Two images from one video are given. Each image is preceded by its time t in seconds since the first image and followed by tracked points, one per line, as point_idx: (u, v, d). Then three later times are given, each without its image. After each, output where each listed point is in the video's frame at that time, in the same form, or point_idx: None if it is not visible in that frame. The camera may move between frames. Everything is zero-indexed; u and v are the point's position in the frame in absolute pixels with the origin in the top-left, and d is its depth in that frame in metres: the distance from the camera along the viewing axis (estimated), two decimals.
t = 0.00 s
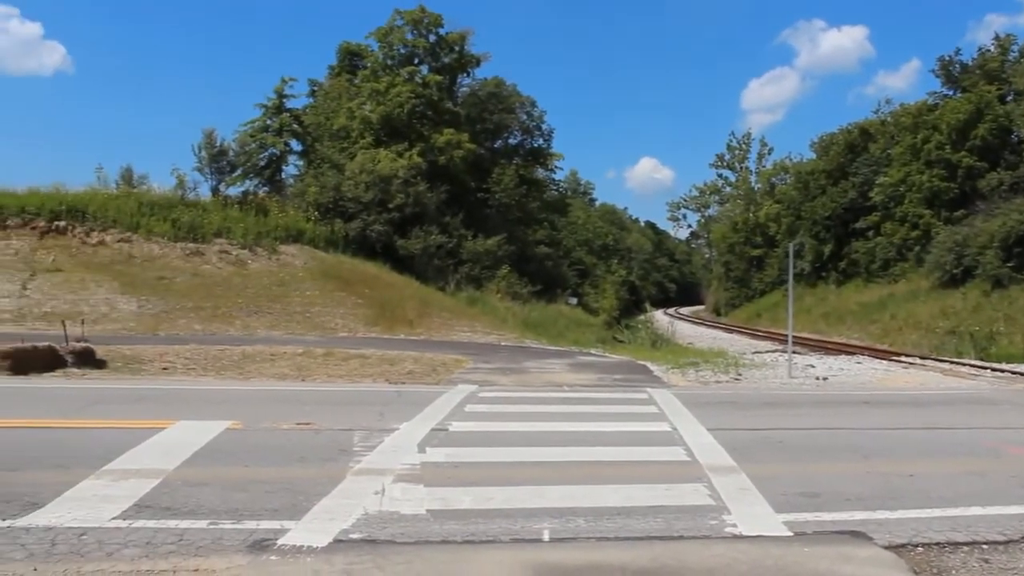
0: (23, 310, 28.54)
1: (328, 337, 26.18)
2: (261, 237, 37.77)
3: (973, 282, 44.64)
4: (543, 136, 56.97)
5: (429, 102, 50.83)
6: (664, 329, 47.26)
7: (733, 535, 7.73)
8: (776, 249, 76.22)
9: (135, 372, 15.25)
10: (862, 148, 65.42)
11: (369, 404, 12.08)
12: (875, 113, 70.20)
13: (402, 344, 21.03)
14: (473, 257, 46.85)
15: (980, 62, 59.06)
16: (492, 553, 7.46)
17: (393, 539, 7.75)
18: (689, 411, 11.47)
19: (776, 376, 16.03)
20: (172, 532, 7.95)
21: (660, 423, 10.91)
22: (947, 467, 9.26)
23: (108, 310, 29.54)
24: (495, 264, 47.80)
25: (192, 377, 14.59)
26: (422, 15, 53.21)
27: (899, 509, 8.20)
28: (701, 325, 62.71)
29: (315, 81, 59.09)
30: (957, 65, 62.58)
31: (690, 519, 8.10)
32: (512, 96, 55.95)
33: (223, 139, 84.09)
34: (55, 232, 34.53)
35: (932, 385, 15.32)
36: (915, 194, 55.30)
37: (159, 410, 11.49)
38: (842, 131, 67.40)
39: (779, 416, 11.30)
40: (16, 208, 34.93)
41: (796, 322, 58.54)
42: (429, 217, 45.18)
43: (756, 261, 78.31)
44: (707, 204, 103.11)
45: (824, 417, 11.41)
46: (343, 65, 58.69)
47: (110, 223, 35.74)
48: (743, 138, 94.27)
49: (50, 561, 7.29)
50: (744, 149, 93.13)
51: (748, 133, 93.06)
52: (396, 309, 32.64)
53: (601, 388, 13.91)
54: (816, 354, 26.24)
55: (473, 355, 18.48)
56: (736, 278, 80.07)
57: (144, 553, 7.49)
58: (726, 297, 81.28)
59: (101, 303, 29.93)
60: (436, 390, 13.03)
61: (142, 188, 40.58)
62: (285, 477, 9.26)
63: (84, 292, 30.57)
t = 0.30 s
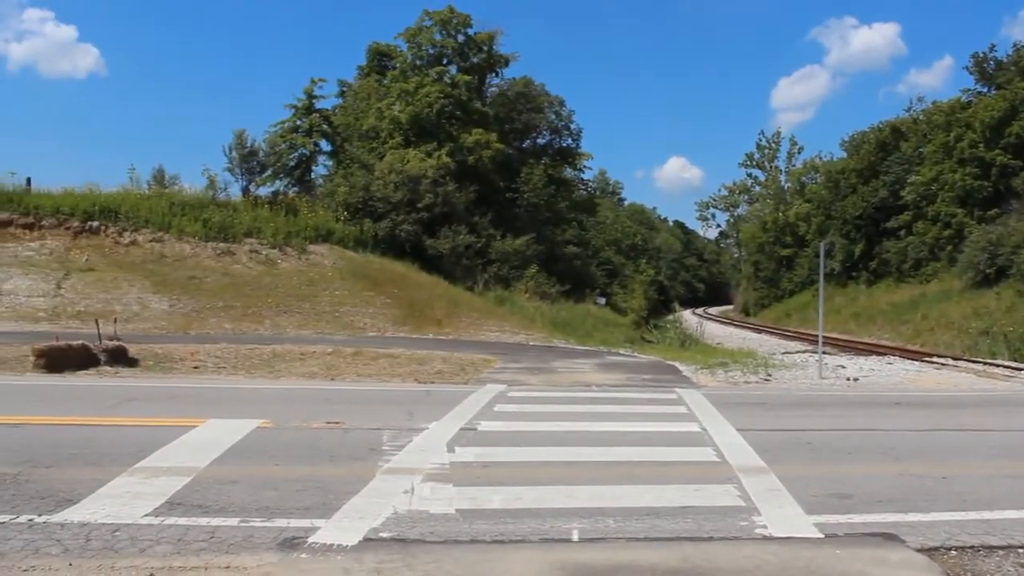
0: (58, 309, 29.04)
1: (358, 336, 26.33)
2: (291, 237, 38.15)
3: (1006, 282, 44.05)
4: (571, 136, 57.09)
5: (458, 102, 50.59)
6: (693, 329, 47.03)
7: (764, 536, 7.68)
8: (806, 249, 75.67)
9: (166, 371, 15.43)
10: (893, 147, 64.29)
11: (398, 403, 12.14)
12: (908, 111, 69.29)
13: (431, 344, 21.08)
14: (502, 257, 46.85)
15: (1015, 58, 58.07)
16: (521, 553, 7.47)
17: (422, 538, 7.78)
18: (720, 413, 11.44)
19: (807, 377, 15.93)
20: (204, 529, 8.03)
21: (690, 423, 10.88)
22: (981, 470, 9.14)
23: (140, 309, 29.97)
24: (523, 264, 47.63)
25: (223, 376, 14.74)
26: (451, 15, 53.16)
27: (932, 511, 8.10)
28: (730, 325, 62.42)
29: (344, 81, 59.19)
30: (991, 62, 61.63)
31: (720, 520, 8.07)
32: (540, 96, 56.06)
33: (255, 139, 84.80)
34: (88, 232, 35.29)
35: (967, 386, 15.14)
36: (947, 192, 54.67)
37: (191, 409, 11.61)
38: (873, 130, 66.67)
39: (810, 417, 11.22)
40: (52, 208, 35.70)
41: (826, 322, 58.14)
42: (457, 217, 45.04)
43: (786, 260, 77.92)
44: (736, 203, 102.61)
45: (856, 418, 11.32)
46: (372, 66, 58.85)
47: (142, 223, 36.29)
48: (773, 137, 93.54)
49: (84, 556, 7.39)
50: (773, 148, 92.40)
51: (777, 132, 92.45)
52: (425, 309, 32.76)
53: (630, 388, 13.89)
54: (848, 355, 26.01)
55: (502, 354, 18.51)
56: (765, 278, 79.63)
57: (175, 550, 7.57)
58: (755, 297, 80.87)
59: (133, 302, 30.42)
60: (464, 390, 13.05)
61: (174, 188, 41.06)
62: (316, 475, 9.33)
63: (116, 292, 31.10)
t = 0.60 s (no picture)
0: (79, 308, 29.32)
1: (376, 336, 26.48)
2: (310, 237, 38.28)
3: None
4: (589, 136, 56.90)
5: (476, 102, 50.71)
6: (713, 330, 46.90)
7: (783, 538, 7.65)
8: (825, 250, 75.35)
9: (187, 370, 15.55)
10: (914, 147, 63.70)
11: (416, 403, 12.18)
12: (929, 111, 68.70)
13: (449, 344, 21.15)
14: (520, 257, 46.86)
15: None
16: (539, 553, 7.48)
17: (441, 538, 7.80)
18: (738, 415, 11.42)
19: (826, 378, 15.87)
20: (223, 527, 8.07)
21: (709, 425, 10.86)
22: (1003, 474, 9.06)
23: (160, 308, 30.20)
24: (541, 264, 47.61)
25: (243, 375, 14.83)
26: (469, 16, 53.24)
27: (953, 515, 8.05)
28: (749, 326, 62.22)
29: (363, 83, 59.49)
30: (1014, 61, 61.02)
31: (738, 522, 8.05)
32: (559, 97, 55.92)
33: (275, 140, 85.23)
34: (109, 232, 35.67)
35: (988, 389, 15.04)
36: (969, 193, 54.16)
37: (211, 408, 11.69)
38: (894, 130, 66.20)
39: (830, 419, 11.18)
40: (74, 208, 36.09)
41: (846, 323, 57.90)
42: (476, 217, 45.06)
43: (805, 262, 77.62)
44: (754, 204, 102.22)
45: (876, 421, 11.27)
46: (391, 67, 59.07)
47: (163, 223, 36.62)
48: (792, 138, 93.07)
49: (106, 553, 7.44)
50: (792, 148, 91.96)
51: (796, 133, 92.01)
52: (444, 310, 32.81)
53: (648, 389, 13.88)
54: (868, 357, 25.87)
55: (519, 355, 18.52)
56: (784, 279, 79.38)
57: (196, 547, 7.63)
58: (774, 298, 80.64)
59: (153, 301, 30.66)
60: (483, 390, 13.09)
61: (194, 189, 41.37)
62: (335, 475, 9.37)
63: (137, 291, 31.40)
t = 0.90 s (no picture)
0: (97, 309, 29.52)
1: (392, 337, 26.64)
2: (325, 238, 38.39)
3: None
4: (605, 137, 56.78)
5: (491, 103, 50.79)
6: (730, 330, 46.73)
7: (801, 539, 7.64)
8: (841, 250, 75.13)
9: (203, 370, 15.63)
10: (931, 146, 63.36)
11: (431, 403, 12.21)
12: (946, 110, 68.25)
13: (465, 345, 21.19)
14: (535, 257, 46.90)
15: None
16: (556, 553, 7.48)
17: (457, 538, 7.82)
18: (755, 415, 11.41)
19: (842, 379, 15.81)
20: (240, 527, 8.11)
21: (726, 425, 10.85)
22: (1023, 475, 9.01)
23: (177, 308, 30.34)
24: (557, 265, 47.62)
25: (259, 376, 14.90)
26: (484, 16, 53.28)
27: (973, 516, 8.01)
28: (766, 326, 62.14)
29: (378, 84, 59.78)
30: None
31: (755, 522, 8.04)
32: (573, 97, 55.87)
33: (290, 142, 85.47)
34: (126, 233, 35.90)
35: (1007, 389, 14.94)
36: (986, 191, 53.68)
37: (229, 407, 11.75)
38: (910, 129, 65.85)
39: (847, 419, 11.14)
40: (91, 210, 36.35)
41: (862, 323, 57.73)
42: (491, 218, 45.03)
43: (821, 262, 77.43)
44: (770, 204, 101.92)
45: (894, 421, 11.21)
46: (406, 68, 59.31)
47: (179, 224, 36.86)
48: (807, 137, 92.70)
49: (124, 552, 7.49)
50: (808, 147, 91.62)
51: (812, 132, 91.66)
52: (459, 310, 32.87)
53: (664, 389, 13.88)
54: (886, 357, 25.77)
55: (534, 355, 18.53)
56: (800, 279, 79.16)
57: (214, 547, 7.66)
58: (790, 298, 80.52)
59: (170, 302, 30.81)
60: (498, 390, 13.12)
61: (210, 190, 41.59)
62: (351, 474, 9.41)
63: (154, 292, 31.58)
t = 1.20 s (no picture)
0: (128, 313, 29.84)
1: (422, 339, 26.79)
2: (352, 240, 38.51)
3: None
4: (631, 137, 56.62)
5: (517, 104, 50.78)
6: (759, 329, 46.42)
7: (835, 540, 7.61)
8: (871, 248, 74.62)
9: (233, 373, 15.77)
10: (961, 143, 63.06)
11: (460, 405, 12.26)
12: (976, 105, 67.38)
13: (494, 347, 21.24)
14: (563, 258, 46.67)
15: None
16: (587, 555, 7.49)
17: (489, 539, 7.85)
18: (786, 415, 11.37)
19: (874, 378, 15.70)
20: (273, 528, 8.18)
21: (756, 425, 10.83)
22: None
23: (207, 312, 30.58)
24: (584, 265, 47.74)
25: (289, 378, 15.01)
26: (509, 18, 53.31)
27: (1009, 517, 7.94)
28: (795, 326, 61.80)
29: (404, 87, 60.03)
30: None
31: (787, 523, 8.02)
32: (599, 97, 55.59)
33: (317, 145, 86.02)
34: (157, 237, 36.28)
35: None
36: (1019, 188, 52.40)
37: (259, 410, 11.85)
38: (940, 125, 65.17)
39: (880, 420, 11.08)
40: (122, 215, 36.76)
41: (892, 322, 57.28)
42: (517, 219, 44.75)
43: (850, 260, 77.02)
44: (797, 202, 101.25)
45: (928, 422, 11.12)
46: (431, 70, 59.53)
47: (209, 229, 37.19)
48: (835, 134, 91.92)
49: (159, 554, 7.58)
50: (836, 145, 90.76)
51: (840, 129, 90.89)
52: (487, 311, 32.98)
53: (693, 389, 13.85)
54: (918, 356, 25.55)
55: (562, 356, 18.55)
56: (829, 278, 78.66)
57: (247, 548, 7.74)
58: (819, 297, 80.09)
59: (200, 306, 31.06)
60: (527, 392, 13.15)
61: (239, 194, 41.90)
62: (382, 476, 9.46)
63: (184, 295, 31.85)
